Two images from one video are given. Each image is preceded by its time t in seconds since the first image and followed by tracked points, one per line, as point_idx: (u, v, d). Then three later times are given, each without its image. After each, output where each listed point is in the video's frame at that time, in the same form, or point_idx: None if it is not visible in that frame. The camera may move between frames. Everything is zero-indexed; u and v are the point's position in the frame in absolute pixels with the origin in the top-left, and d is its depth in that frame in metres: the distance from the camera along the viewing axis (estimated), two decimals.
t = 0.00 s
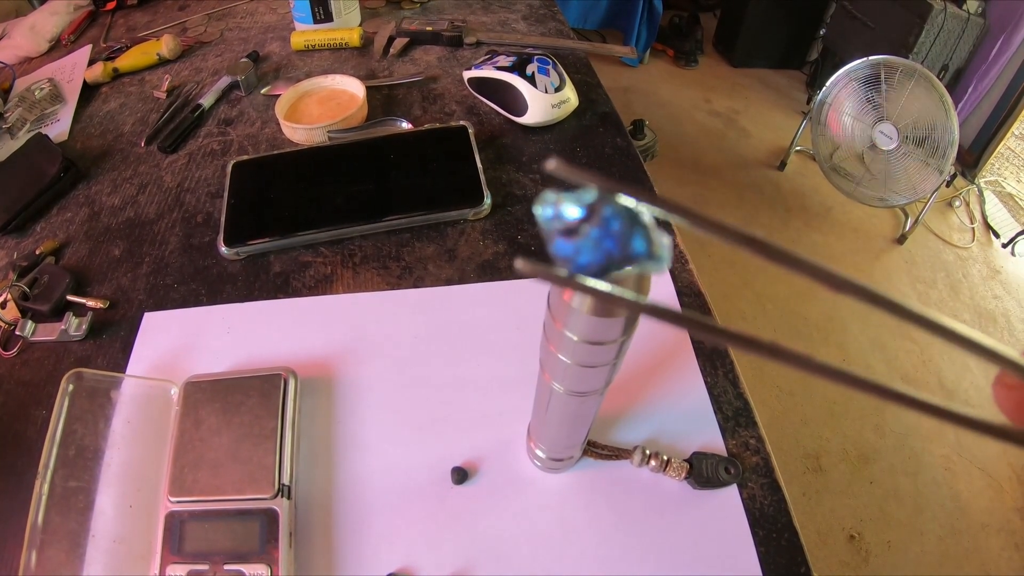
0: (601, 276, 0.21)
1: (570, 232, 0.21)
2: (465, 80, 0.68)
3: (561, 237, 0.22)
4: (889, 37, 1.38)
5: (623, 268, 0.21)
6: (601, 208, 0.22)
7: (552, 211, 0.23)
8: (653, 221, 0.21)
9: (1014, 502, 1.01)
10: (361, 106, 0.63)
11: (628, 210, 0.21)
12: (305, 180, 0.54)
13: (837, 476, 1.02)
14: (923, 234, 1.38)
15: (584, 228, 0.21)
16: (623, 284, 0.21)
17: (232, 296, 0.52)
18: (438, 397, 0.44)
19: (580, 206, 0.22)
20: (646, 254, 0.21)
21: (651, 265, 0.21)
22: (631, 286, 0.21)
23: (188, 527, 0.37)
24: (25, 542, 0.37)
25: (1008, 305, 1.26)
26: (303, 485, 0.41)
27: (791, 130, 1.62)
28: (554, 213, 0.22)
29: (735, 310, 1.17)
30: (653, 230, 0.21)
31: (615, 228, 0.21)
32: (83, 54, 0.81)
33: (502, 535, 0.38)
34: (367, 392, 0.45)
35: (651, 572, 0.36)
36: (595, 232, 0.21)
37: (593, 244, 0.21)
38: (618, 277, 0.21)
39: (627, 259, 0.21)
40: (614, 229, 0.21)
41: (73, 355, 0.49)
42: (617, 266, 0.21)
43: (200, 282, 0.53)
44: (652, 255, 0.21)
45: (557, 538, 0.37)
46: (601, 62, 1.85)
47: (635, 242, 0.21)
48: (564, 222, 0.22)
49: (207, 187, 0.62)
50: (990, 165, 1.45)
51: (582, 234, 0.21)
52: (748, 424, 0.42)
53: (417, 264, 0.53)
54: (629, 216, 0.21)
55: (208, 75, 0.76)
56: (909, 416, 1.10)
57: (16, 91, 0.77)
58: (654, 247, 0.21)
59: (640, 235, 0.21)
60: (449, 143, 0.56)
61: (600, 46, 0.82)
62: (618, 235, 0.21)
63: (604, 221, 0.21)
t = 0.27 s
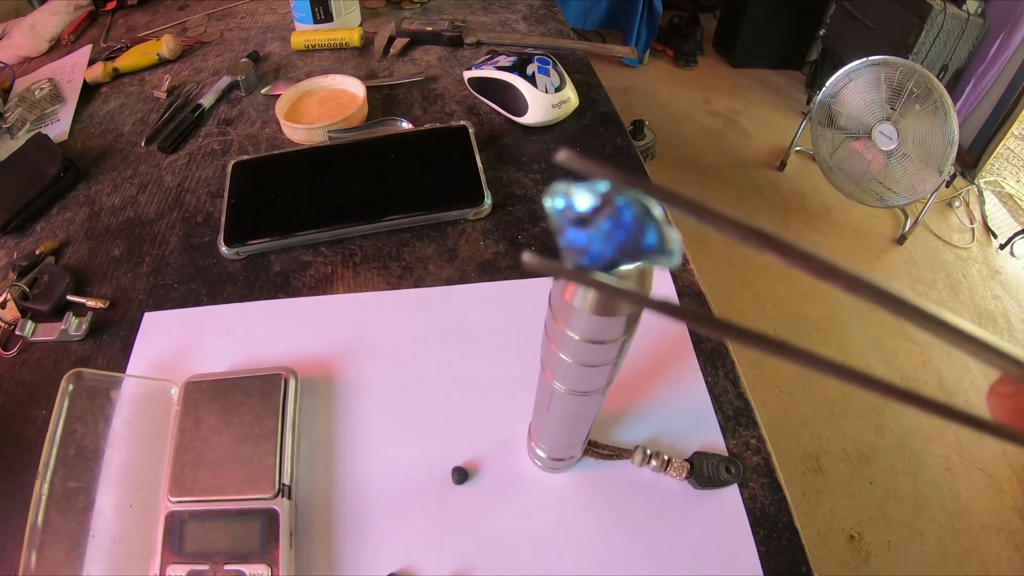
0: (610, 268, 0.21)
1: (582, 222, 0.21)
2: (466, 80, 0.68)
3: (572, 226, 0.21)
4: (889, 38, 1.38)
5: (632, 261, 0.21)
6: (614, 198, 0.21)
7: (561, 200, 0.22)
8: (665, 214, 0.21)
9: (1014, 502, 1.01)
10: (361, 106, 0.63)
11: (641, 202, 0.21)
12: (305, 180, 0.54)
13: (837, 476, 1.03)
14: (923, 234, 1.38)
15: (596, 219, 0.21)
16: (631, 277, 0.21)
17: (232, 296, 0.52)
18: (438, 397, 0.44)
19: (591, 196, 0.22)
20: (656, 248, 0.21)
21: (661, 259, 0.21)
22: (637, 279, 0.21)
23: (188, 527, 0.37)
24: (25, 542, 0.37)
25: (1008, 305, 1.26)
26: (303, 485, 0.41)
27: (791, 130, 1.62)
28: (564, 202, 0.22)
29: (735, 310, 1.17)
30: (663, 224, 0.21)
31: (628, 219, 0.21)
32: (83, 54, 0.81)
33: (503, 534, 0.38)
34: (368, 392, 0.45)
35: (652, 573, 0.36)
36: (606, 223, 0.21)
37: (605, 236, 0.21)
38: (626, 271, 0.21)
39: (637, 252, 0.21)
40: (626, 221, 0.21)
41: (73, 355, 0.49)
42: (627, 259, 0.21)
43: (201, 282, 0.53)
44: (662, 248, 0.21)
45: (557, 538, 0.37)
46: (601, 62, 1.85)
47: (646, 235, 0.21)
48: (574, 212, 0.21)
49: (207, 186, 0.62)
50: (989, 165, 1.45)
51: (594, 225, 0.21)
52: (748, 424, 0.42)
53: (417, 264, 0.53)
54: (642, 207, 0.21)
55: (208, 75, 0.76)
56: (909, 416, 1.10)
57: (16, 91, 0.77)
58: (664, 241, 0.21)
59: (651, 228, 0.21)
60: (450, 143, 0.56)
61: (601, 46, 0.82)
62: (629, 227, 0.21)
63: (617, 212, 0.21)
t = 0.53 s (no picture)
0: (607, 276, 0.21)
1: (580, 227, 0.21)
2: (465, 81, 0.68)
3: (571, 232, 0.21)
4: (888, 38, 1.38)
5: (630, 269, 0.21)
6: (614, 204, 0.21)
7: (561, 206, 0.22)
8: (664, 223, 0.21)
9: (1014, 502, 1.01)
10: (360, 108, 0.63)
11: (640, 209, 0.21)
12: (304, 183, 0.54)
13: (837, 477, 1.02)
14: (922, 234, 1.38)
15: (595, 224, 0.21)
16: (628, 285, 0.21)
17: (231, 298, 0.52)
18: (437, 399, 0.44)
19: (590, 203, 0.22)
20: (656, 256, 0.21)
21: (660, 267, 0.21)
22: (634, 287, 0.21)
23: (187, 529, 0.37)
24: (24, 545, 0.37)
25: (1007, 305, 1.26)
26: (302, 488, 0.41)
27: (790, 130, 1.62)
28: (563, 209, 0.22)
29: (735, 310, 1.17)
30: (663, 232, 0.21)
31: (628, 227, 0.21)
32: (82, 56, 0.81)
33: (502, 537, 0.38)
34: (367, 394, 0.45)
35: None
36: (604, 229, 0.21)
37: (604, 242, 0.21)
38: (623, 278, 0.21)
39: (636, 259, 0.21)
40: (625, 228, 0.21)
41: (72, 358, 0.49)
42: (624, 267, 0.21)
43: (200, 284, 0.53)
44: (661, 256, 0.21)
45: (556, 541, 0.37)
46: (600, 63, 1.85)
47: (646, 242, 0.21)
48: (573, 218, 0.22)
49: (205, 189, 0.62)
50: (989, 165, 1.45)
51: (593, 231, 0.21)
52: (747, 426, 0.42)
53: (416, 266, 0.53)
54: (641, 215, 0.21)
55: (206, 77, 0.76)
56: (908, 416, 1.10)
57: (15, 92, 0.77)
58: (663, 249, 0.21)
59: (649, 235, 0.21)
60: (448, 145, 0.56)
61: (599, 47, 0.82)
62: (629, 234, 0.21)
63: (617, 218, 0.21)
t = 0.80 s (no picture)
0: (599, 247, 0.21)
1: (571, 197, 0.21)
2: (462, 83, 0.68)
3: (562, 203, 0.22)
4: (887, 38, 1.38)
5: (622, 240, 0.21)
6: (604, 174, 0.21)
7: (554, 178, 0.23)
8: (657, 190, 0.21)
9: (1014, 502, 1.01)
10: (357, 110, 0.63)
11: (630, 178, 0.21)
12: (302, 185, 0.54)
13: (837, 476, 1.02)
14: (922, 234, 1.38)
15: (586, 194, 0.21)
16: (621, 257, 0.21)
17: (229, 300, 0.52)
18: (434, 401, 0.44)
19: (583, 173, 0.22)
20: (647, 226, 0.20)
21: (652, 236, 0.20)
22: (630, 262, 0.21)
23: (185, 531, 0.37)
24: (23, 547, 0.37)
25: (1007, 304, 1.26)
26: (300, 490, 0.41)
27: (789, 130, 1.62)
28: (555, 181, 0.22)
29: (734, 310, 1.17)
30: (657, 201, 0.21)
31: (618, 196, 0.21)
32: (80, 59, 0.81)
33: (498, 538, 0.38)
34: (364, 396, 0.45)
35: None
36: (595, 199, 0.21)
37: (595, 211, 0.21)
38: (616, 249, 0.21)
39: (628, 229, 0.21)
40: (615, 196, 0.21)
41: (71, 360, 0.50)
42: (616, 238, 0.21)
43: (198, 287, 0.53)
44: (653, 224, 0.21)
45: (552, 542, 0.37)
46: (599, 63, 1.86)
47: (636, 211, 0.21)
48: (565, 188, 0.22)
49: (203, 191, 0.62)
50: (989, 164, 1.45)
51: (583, 201, 0.21)
52: (744, 427, 0.42)
53: (413, 268, 0.53)
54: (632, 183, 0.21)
55: (205, 79, 0.76)
56: (908, 416, 1.10)
57: (14, 95, 0.77)
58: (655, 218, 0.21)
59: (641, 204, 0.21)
60: (445, 146, 0.57)
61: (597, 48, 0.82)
62: (619, 203, 0.21)
63: (607, 186, 0.21)
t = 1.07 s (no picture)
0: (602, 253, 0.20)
1: (572, 204, 0.20)
2: (461, 82, 0.68)
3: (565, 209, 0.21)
4: (886, 36, 1.38)
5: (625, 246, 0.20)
6: (608, 181, 0.20)
7: (554, 179, 0.21)
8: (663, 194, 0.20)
9: (1015, 500, 1.00)
10: (356, 109, 0.63)
11: (634, 184, 0.20)
12: (302, 184, 0.54)
13: (837, 476, 1.02)
14: (922, 233, 1.38)
15: (589, 202, 0.20)
16: (624, 259, 0.21)
17: (228, 300, 0.52)
18: (434, 400, 0.44)
19: (586, 174, 0.21)
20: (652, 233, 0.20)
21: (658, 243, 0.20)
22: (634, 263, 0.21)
23: (185, 531, 0.37)
24: (23, 548, 0.37)
25: (1007, 303, 1.26)
26: (299, 489, 0.41)
27: (789, 129, 1.62)
28: (555, 183, 0.21)
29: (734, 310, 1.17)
30: (661, 206, 0.20)
31: (623, 204, 0.20)
32: (80, 59, 0.81)
33: (498, 537, 0.38)
34: (363, 395, 0.45)
35: None
36: (598, 208, 0.20)
37: (599, 220, 0.20)
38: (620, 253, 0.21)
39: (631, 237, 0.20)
40: (619, 204, 0.20)
41: (71, 360, 0.49)
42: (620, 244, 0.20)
43: (197, 287, 0.53)
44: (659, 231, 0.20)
45: (552, 541, 0.37)
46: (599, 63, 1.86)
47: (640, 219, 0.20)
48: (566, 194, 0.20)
49: (203, 191, 0.62)
50: (988, 163, 1.45)
51: (587, 210, 0.20)
52: (744, 426, 0.42)
53: (413, 267, 0.53)
54: (636, 188, 0.20)
55: (204, 79, 0.76)
56: (908, 415, 1.10)
57: (13, 95, 0.77)
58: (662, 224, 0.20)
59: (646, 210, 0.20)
60: (445, 146, 0.57)
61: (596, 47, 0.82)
62: (623, 211, 0.20)
63: (610, 196, 0.20)
